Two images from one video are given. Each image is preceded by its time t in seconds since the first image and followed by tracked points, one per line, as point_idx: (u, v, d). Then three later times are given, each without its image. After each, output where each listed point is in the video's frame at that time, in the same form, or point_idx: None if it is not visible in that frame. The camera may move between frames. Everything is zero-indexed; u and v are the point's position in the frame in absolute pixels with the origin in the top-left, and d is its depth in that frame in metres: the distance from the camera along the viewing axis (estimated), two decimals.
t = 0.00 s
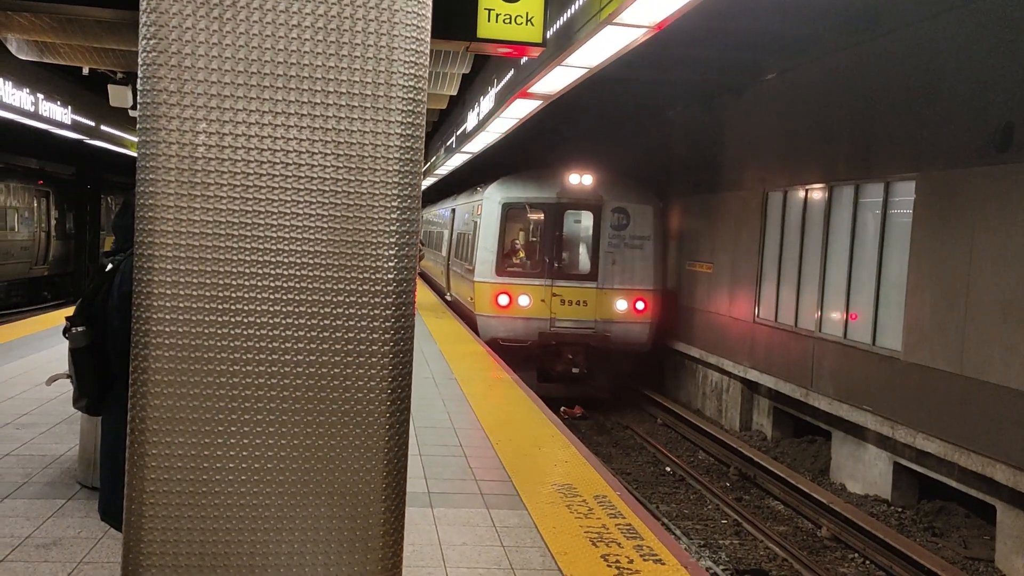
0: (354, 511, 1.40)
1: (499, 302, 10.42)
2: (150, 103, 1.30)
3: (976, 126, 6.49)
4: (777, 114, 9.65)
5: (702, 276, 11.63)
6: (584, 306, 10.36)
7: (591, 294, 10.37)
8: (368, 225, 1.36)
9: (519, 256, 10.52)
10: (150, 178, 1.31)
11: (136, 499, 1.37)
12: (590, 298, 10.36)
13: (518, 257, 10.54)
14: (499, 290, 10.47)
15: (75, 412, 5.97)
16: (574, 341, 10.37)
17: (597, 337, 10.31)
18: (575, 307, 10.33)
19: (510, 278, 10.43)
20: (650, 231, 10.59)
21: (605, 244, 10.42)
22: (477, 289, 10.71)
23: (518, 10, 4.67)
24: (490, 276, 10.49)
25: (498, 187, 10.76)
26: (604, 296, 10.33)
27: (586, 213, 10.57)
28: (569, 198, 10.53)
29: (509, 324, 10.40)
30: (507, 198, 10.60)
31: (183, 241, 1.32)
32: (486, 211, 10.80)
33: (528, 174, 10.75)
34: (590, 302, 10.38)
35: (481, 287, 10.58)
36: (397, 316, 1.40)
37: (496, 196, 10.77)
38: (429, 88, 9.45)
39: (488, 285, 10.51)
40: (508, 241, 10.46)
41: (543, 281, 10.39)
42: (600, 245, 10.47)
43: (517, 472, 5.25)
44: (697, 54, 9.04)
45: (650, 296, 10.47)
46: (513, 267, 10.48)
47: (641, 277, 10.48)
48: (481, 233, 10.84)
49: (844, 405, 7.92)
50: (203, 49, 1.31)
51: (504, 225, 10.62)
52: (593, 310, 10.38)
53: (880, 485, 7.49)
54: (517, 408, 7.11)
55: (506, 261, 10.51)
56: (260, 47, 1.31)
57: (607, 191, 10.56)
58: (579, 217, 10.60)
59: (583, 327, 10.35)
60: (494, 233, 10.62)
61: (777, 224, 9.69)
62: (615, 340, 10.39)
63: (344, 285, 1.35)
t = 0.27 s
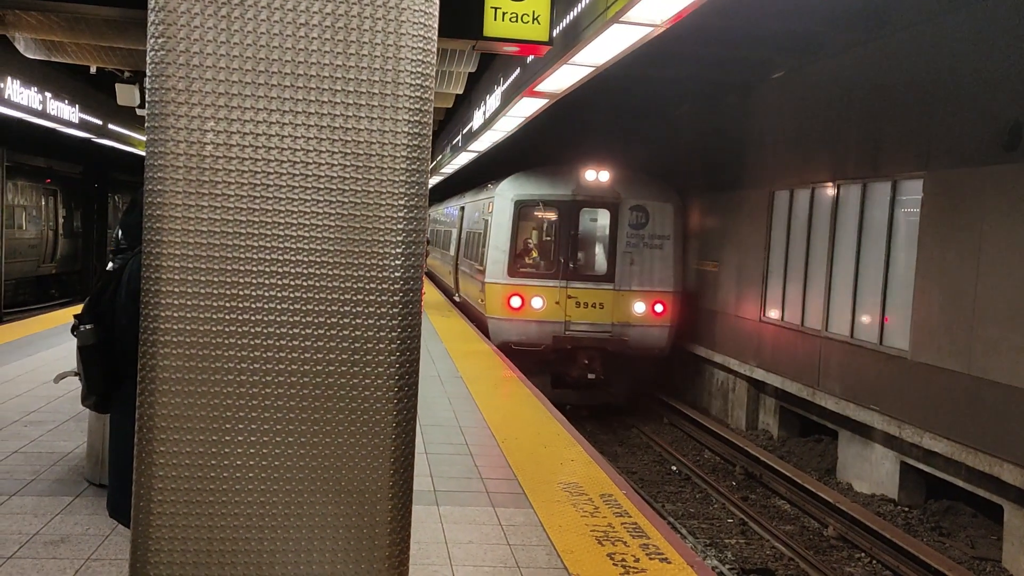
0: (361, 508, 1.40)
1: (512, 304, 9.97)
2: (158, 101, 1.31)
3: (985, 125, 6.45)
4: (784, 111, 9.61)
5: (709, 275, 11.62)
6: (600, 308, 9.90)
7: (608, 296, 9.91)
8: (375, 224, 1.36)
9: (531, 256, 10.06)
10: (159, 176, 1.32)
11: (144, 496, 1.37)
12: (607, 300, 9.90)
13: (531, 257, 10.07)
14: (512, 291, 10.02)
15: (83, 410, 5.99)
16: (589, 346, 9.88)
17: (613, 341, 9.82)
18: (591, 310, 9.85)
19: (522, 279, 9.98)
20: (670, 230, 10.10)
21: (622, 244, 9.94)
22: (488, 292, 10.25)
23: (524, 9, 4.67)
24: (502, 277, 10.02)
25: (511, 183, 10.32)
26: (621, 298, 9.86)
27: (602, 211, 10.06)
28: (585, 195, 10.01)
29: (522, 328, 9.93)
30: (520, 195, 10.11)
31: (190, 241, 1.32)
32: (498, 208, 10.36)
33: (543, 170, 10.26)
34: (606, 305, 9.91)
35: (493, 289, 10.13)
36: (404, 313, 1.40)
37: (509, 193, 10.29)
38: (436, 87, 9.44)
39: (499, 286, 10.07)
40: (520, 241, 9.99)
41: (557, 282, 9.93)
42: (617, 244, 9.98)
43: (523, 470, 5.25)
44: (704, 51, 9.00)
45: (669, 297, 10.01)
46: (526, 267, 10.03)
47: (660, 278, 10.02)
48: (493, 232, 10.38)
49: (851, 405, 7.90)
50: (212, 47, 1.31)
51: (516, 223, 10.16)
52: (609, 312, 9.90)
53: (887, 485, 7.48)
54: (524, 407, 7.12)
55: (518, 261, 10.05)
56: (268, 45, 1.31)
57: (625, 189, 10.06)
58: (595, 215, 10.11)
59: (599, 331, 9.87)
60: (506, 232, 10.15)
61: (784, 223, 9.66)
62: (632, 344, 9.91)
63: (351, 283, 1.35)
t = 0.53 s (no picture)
0: (366, 506, 1.40)
1: (524, 306, 9.49)
2: (165, 99, 1.31)
3: (994, 123, 6.41)
4: (792, 109, 9.57)
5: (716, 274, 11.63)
6: (618, 311, 9.34)
7: (626, 298, 9.35)
8: (381, 223, 1.36)
9: (545, 256, 9.58)
10: (166, 173, 1.32)
11: (150, 494, 1.37)
12: (625, 302, 9.34)
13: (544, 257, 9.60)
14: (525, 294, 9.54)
15: (90, 408, 6.01)
16: (605, 351, 9.33)
17: (631, 346, 9.24)
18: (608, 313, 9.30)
19: (536, 280, 9.50)
20: (692, 228, 9.54)
21: (641, 244, 9.41)
22: (500, 295, 9.78)
23: (533, 6, 4.64)
24: (515, 278, 9.55)
25: (523, 179, 9.79)
26: (639, 301, 9.29)
27: (620, 209, 9.57)
28: (602, 191, 9.51)
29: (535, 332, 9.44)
30: (534, 192, 9.61)
31: (197, 239, 1.32)
32: (510, 206, 9.86)
33: (557, 165, 9.74)
34: (624, 308, 9.34)
35: (505, 292, 9.65)
36: (410, 312, 1.40)
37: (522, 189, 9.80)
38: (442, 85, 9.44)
39: (511, 288, 9.59)
40: (534, 240, 9.51)
41: (571, 284, 9.43)
42: (636, 244, 9.44)
43: (528, 469, 5.25)
44: (711, 47, 8.96)
45: (691, 300, 9.41)
46: (539, 268, 9.56)
47: (680, 280, 9.42)
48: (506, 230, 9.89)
49: (857, 405, 7.88)
50: (218, 44, 1.31)
51: (529, 221, 9.69)
52: (627, 316, 9.33)
53: (894, 484, 7.45)
54: (529, 405, 7.12)
55: (531, 262, 9.59)
56: (274, 43, 1.31)
57: (643, 185, 9.51)
58: (613, 213, 9.61)
59: (615, 335, 9.32)
60: (519, 230, 9.66)
61: (791, 222, 9.63)
62: (652, 350, 9.31)
63: (358, 281, 1.35)
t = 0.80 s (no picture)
0: (370, 504, 1.41)
1: (536, 310, 8.92)
2: (171, 98, 1.32)
3: (1002, 122, 6.38)
4: (798, 108, 9.54)
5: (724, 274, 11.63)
6: (635, 314, 8.82)
7: (644, 301, 8.83)
8: (386, 221, 1.36)
9: (559, 256, 8.99)
10: (172, 170, 1.32)
11: (156, 490, 1.38)
12: (642, 305, 8.82)
13: (558, 258, 9.00)
14: (536, 296, 8.97)
15: (97, 406, 6.03)
16: (622, 357, 8.79)
17: (649, 352, 8.72)
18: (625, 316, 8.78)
19: (549, 282, 8.92)
20: (713, 228, 9.00)
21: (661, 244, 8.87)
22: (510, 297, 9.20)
23: (537, 6, 4.64)
24: (526, 280, 8.97)
25: (534, 175, 9.16)
26: (658, 304, 8.78)
27: (637, 206, 9.02)
28: (619, 188, 8.94)
29: (547, 335, 8.89)
30: (547, 188, 9.00)
31: (202, 237, 1.33)
32: (520, 203, 9.23)
33: (571, 161, 9.14)
34: (641, 311, 8.84)
35: (515, 294, 9.07)
36: (415, 310, 1.40)
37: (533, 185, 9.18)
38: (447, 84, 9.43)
39: (522, 290, 9.01)
40: (546, 240, 8.93)
41: (586, 287, 8.86)
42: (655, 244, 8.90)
43: (533, 468, 5.25)
44: (718, 45, 8.94)
45: (711, 303, 8.90)
46: (552, 269, 8.96)
47: (701, 282, 8.90)
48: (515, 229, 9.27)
49: (863, 405, 7.87)
50: (223, 44, 1.31)
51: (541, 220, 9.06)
52: (645, 319, 8.80)
53: (899, 485, 7.43)
54: (534, 404, 7.12)
55: (544, 262, 8.99)
56: (279, 42, 1.32)
57: (662, 182, 8.96)
58: (629, 211, 9.04)
59: (633, 339, 8.78)
60: (530, 229, 9.04)
61: (798, 221, 9.62)
62: (671, 356, 8.79)
63: (363, 280, 1.35)
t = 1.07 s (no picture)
0: (374, 503, 1.41)
1: (550, 313, 8.59)
2: (175, 98, 1.32)
3: (1010, 121, 6.35)
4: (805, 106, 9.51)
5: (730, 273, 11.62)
6: (654, 319, 8.46)
7: (663, 305, 8.47)
8: (389, 220, 1.36)
9: (574, 257, 8.67)
10: (176, 170, 1.32)
11: (160, 489, 1.38)
12: (661, 309, 8.46)
13: (573, 258, 8.68)
14: (550, 299, 8.63)
15: (103, 404, 6.05)
16: (641, 363, 8.45)
17: (669, 358, 8.38)
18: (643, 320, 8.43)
19: (564, 285, 8.58)
20: (735, 227, 8.59)
21: (681, 244, 8.50)
22: (522, 300, 8.86)
23: (542, 5, 4.64)
24: (540, 282, 8.64)
25: (548, 171, 8.80)
26: (678, 308, 8.42)
27: (656, 205, 8.66)
28: (636, 186, 8.59)
29: (562, 341, 8.56)
30: (561, 186, 8.64)
31: (206, 236, 1.33)
32: (533, 201, 8.89)
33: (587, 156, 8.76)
34: (661, 315, 8.47)
35: (529, 297, 8.73)
36: (418, 309, 1.40)
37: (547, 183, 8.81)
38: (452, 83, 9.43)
39: (536, 294, 8.67)
40: (561, 240, 8.59)
41: (603, 289, 8.52)
42: (675, 244, 8.53)
43: (537, 466, 5.25)
44: (724, 43, 8.92)
45: (735, 307, 8.51)
46: (566, 270, 8.64)
47: (723, 284, 8.52)
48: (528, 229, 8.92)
49: (870, 404, 7.86)
50: (227, 43, 1.31)
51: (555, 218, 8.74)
52: (664, 324, 8.45)
53: (906, 484, 7.41)
54: (538, 403, 7.13)
55: (557, 263, 8.68)
56: (284, 41, 1.31)
57: (681, 180, 8.57)
58: (648, 210, 8.67)
59: (652, 345, 8.43)
60: (544, 229, 8.70)
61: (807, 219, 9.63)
62: (691, 361, 8.46)
63: (366, 279, 1.35)
